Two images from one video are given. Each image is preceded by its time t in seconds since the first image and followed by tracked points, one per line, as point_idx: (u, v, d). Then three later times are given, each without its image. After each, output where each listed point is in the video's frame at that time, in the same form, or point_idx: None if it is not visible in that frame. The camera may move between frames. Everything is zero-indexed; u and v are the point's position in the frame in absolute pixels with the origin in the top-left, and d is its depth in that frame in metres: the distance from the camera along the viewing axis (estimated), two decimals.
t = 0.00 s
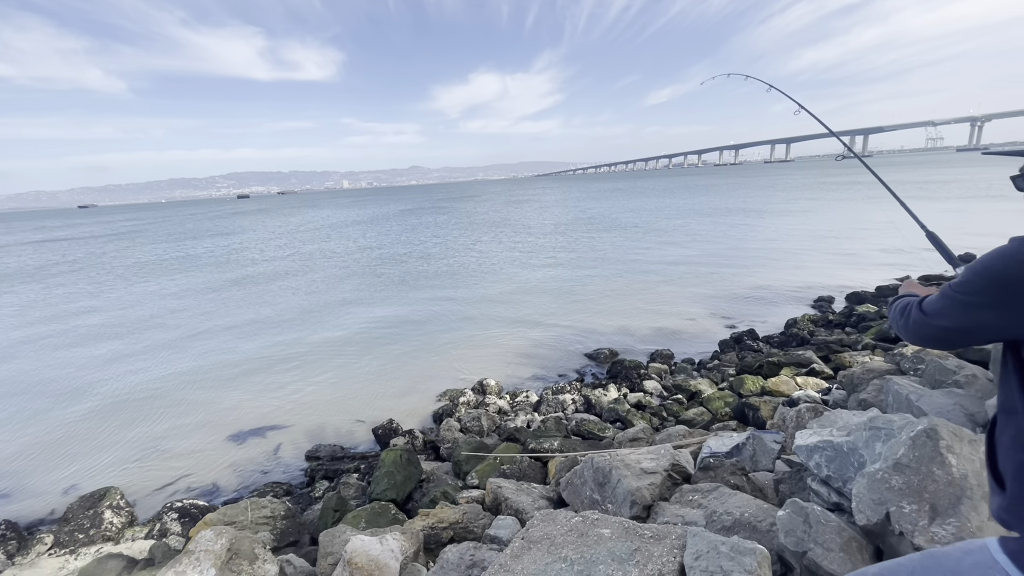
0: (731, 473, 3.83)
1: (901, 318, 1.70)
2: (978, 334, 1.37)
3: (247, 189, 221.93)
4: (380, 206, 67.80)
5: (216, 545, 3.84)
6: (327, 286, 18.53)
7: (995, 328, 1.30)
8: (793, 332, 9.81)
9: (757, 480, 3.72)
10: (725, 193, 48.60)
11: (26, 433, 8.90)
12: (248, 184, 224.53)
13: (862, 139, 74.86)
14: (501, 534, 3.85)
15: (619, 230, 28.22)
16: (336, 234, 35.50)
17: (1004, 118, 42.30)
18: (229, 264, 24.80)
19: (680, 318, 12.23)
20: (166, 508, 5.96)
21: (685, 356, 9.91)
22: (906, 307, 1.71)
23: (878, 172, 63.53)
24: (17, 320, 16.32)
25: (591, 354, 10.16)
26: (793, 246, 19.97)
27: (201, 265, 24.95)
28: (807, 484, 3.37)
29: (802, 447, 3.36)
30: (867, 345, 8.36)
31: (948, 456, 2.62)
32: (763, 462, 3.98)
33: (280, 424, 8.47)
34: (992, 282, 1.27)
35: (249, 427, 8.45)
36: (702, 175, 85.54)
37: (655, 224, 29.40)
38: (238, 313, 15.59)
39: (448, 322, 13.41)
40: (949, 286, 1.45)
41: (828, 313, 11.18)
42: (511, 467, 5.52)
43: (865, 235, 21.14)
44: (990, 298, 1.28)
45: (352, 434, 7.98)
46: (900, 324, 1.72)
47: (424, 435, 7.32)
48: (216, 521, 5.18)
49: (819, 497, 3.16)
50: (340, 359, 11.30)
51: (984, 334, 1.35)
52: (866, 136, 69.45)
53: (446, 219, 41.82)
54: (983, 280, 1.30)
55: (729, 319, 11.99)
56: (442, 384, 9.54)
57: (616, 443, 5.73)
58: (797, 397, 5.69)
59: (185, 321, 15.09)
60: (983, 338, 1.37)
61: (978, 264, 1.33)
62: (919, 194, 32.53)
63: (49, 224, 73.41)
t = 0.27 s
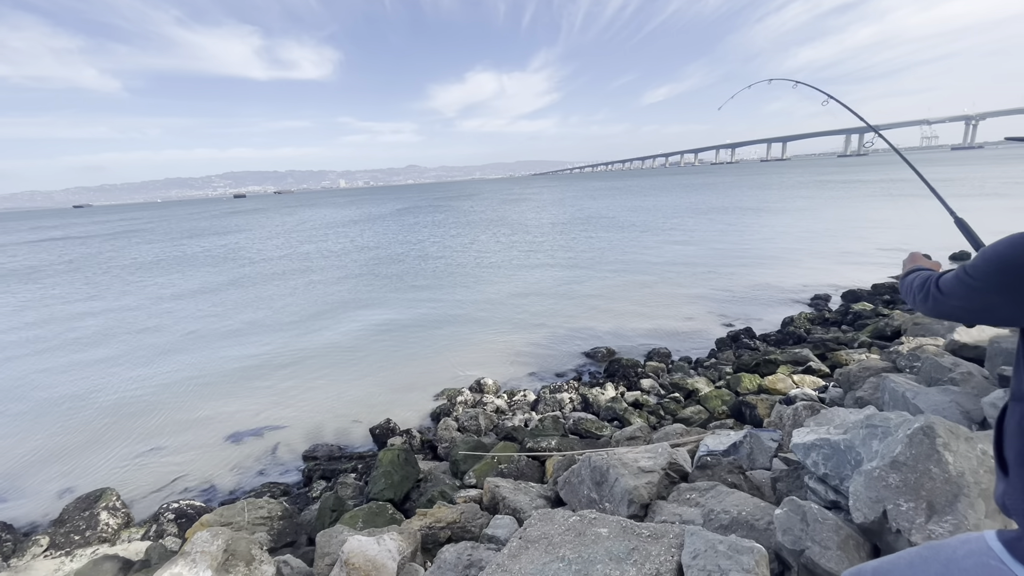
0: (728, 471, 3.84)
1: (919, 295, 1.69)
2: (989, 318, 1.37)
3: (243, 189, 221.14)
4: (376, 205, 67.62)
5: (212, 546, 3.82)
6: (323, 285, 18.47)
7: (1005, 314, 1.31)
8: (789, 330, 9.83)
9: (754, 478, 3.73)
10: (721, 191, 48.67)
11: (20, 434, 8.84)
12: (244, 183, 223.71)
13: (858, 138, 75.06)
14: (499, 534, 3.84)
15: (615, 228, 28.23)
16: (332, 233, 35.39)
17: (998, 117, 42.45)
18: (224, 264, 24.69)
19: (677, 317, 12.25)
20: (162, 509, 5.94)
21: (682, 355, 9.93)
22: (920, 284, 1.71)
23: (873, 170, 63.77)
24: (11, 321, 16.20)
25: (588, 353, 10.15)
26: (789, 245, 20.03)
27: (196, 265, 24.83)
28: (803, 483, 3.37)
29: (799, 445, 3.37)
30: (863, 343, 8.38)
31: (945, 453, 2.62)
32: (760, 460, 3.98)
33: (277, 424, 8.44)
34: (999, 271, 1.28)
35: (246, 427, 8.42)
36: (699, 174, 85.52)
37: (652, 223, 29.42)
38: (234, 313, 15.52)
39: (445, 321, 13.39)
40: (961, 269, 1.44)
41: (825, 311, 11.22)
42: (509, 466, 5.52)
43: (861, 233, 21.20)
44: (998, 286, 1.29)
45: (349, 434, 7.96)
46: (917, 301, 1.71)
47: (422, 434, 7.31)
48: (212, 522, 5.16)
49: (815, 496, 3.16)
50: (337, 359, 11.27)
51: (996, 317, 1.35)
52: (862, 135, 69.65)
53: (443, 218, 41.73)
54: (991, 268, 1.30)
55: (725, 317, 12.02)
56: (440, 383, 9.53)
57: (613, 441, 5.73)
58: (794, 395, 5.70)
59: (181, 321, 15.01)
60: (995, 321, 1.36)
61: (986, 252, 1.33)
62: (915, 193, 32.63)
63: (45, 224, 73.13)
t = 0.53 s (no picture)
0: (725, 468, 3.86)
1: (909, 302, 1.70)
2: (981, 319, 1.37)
3: (239, 188, 220.36)
4: (373, 204, 67.48)
5: (211, 547, 3.82)
6: (320, 285, 18.44)
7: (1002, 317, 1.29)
8: (785, 328, 9.88)
9: (751, 475, 3.75)
10: (718, 190, 48.76)
11: (15, 435, 8.80)
12: (240, 182, 222.88)
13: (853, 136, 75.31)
14: (497, 532, 3.85)
15: (612, 227, 28.28)
16: (329, 233, 35.32)
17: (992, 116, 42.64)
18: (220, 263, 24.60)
19: (674, 315, 12.28)
20: (159, 510, 5.92)
21: (679, 353, 9.96)
22: (908, 293, 1.72)
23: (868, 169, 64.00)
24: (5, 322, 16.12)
25: (585, 352, 10.17)
26: (785, 243, 20.10)
27: (192, 265, 24.73)
28: (799, 479, 3.39)
29: (795, 442, 3.39)
30: (859, 340, 8.43)
31: (939, 450, 2.65)
32: (756, 457, 4.01)
33: (274, 424, 8.43)
34: (997, 273, 1.26)
35: (243, 428, 8.41)
36: (695, 172, 85.54)
37: (649, 222, 29.47)
38: (230, 313, 15.48)
39: (442, 321, 13.39)
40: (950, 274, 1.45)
41: (821, 309, 11.27)
42: (506, 465, 5.53)
43: (856, 231, 21.30)
44: (995, 289, 1.27)
45: (347, 433, 7.96)
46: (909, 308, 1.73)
47: (420, 434, 7.31)
48: (210, 522, 5.15)
49: (811, 493, 3.19)
50: (334, 358, 11.26)
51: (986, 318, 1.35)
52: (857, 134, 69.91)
53: (439, 217, 41.67)
54: (988, 272, 1.29)
55: (722, 316, 12.07)
56: (437, 383, 9.54)
57: (611, 440, 5.75)
58: (790, 393, 5.72)
59: (177, 321, 14.96)
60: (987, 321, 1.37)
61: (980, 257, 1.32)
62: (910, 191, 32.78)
63: (41, 224, 72.86)
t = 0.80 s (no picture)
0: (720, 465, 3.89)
1: (873, 429, 1.38)
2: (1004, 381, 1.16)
3: (234, 188, 219.47)
4: (369, 204, 67.38)
5: (207, 547, 3.82)
6: (316, 284, 18.42)
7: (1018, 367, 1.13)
8: (781, 326, 9.93)
9: (745, 472, 3.77)
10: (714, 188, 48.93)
11: (10, 437, 8.77)
12: (235, 182, 221.90)
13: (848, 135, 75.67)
14: (493, 530, 3.87)
15: (609, 226, 28.36)
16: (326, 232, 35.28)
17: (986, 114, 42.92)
18: (217, 263, 24.54)
19: (670, 313, 12.33)
20: (155, 511, 5.91)
21: (675, 351, 10.00)
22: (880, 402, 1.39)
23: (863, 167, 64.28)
24: None
25: (582, 351, 10.20)
26: (781, 241, 20.20)
27: (188, 265, 24.66)
28: (793, 475, 3.42)
29: (789, 439, 3.41)
30: (853, 337, 8.48)
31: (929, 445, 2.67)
32: (751, 454, 4.03)
33: (270, 425, 8.42)
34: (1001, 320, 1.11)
35: (239, 429, 8.39)
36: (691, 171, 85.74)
37: (645, 220, 29.57)
38: (227, 312, 15.45)
39: (439, 320, 13.40)
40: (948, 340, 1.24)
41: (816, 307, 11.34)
42: (503, 464, 5.54)
43: (851, 229, 21.41)
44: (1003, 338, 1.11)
45: (343, 433, 7.96)
46: (874, 443, 1.40)
47: (417, 433, 7.32)
48: (206, 523, 5.15)
49: (805, 488, 3.21)
50: (331, 358, 11.25)
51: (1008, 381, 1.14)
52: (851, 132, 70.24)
53: (436, 216, 41.66)
54: (988, 320, 1.14)
55: (718, 314, 12.12)
56: (434, 382, 9.54)
57: (607, 438, 5.77)
58: (785, 390, 5.76)
59: (173, 321, 14.93)
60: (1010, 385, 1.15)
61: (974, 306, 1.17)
62: (904, 189, 32.98)
63: (35, 224, 72.43)
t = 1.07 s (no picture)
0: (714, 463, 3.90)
1: (893, 514, 1.16)
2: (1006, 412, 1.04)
3: (228, 187, 218.43)
4: (365, 203, 67.24)
5: (201, 548, 3.79)
6: (312, 284, 18.38)
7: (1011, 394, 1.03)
8: (775, 324, 9.97)
9: (740, 469, 3.78)
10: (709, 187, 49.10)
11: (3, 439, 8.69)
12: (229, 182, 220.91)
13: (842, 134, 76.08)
14: (489, 529, 3.86)
15: (605, 224, 28.43)
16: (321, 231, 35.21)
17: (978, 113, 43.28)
18: (212, 263, 24.44)
19: (666, 312, 12.37)
20: (149, 512, 5.87)
21: (671, 350, 10.03)
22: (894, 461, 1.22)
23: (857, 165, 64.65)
24: None
25: (578, 350, 10.21)
26: (775, 239, 20.29)
27: (183, 265, 24.53)
28: (787, 473, 3.44)
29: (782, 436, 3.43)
30: (847, 335, 8.53)
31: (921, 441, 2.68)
32: (746, 452, 4.04)
33: (266, 425, 8.39)
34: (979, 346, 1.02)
35: (234, 430, 8.35)
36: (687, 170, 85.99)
37: (641, 219, 29.64)
38: (222, 312, 15.39)
39: (435, 319, 13.40)
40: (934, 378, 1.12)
41: (810, 304, 11.41)
42: (499, 463, 5.54)
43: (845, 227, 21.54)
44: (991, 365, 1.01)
45: (339, 433, 7.94)
46: (894, 532, 1.17)
47: (413, 433, 7.31)
48: (201, 524, 5.12)
49: (798, 485, 3.23)
50: (327, 357, 11.23)
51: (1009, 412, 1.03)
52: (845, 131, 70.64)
53: (432, 215, 41.63)
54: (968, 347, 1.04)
55: (713, 312, 12.16)
56: (430, 381, 9.54)
57: (602, 436, 5.78)
58: (779, 388, 5.79)
59: (168, 321, 14.85)
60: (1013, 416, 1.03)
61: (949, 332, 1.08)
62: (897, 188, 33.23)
63: (29, 225, 72.01)
